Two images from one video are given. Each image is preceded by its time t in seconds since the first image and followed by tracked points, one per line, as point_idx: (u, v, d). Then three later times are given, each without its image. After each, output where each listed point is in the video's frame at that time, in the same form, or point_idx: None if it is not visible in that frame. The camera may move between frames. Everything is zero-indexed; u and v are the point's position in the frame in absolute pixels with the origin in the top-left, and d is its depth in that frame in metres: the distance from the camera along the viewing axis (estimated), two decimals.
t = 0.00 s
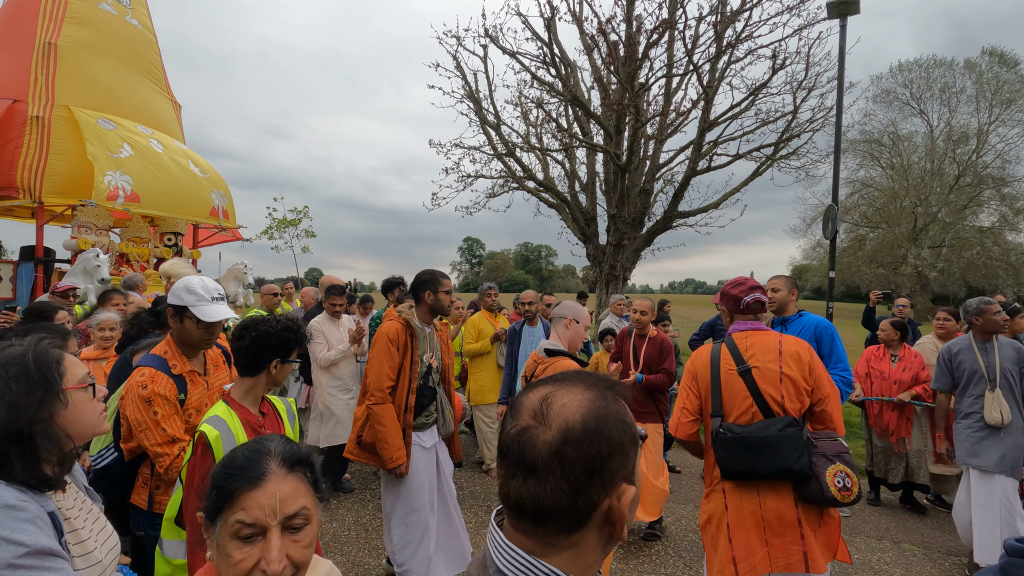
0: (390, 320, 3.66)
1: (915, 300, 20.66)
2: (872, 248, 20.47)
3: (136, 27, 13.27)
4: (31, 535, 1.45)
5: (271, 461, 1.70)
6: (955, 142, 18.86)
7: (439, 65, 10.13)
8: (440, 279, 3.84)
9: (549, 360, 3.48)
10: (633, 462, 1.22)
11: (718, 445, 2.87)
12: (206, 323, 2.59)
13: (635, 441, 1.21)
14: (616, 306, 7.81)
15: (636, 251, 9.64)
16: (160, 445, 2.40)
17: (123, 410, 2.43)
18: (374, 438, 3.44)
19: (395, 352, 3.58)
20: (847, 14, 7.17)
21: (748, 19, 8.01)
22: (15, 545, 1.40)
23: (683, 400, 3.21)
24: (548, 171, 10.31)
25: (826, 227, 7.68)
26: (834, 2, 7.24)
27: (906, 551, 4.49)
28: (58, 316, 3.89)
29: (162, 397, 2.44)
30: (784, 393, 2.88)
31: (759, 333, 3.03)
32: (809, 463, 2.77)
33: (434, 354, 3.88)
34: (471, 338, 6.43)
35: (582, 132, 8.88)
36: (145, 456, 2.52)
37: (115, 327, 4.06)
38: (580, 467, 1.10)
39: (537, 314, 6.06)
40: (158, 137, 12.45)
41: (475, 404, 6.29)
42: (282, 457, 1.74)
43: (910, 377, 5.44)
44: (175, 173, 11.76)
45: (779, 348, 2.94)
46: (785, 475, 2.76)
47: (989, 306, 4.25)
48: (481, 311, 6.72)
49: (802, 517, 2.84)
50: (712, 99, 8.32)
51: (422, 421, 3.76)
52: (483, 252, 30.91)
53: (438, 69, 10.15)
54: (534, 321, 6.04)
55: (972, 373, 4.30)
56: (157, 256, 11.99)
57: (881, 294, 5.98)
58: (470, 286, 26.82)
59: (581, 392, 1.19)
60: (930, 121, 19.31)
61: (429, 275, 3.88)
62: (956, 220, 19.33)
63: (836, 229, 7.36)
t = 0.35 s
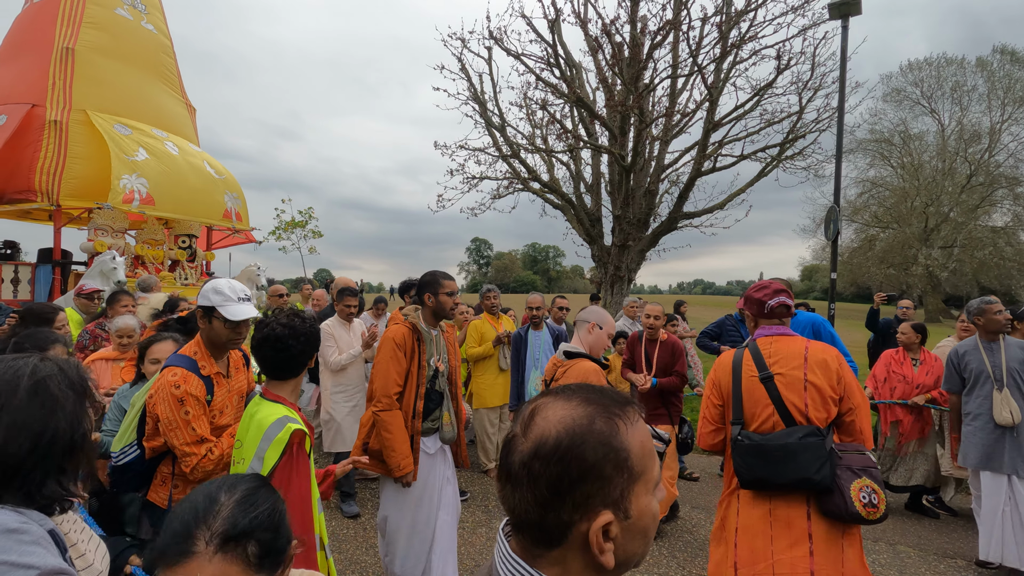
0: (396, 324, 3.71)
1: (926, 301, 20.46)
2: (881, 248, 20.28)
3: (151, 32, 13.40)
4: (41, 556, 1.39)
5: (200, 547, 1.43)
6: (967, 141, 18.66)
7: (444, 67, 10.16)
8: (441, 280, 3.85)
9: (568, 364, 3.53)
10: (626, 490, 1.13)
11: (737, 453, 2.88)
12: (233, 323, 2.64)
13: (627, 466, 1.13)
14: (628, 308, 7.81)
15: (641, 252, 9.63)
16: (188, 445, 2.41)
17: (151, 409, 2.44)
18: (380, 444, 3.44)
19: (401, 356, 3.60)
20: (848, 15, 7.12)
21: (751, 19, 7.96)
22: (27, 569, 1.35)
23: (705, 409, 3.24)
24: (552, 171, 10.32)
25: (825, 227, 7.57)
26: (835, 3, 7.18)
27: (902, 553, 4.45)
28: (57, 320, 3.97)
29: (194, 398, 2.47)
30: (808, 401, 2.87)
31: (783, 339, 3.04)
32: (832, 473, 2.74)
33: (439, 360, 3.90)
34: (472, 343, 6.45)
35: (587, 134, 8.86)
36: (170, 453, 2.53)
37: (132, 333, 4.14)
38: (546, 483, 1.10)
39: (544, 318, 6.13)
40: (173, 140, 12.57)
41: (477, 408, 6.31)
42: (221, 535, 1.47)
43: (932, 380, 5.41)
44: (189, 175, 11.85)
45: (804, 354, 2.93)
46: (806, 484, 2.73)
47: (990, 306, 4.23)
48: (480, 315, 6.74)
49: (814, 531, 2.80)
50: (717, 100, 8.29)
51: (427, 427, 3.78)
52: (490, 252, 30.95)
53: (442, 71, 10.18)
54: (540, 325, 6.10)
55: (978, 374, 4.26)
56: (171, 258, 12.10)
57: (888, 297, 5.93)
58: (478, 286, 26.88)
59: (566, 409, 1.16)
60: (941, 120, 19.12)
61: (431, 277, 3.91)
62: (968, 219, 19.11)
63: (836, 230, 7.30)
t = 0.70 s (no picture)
0: (422, 325, 3.72)
1: (933, 301, 20.31)
2: (888, 249, 20.16)
3: (166, 38, 13.51)
4: (61, 568, 1.44)
5: None
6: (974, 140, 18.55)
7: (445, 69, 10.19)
8: (458, 283, 3.93)
9: (582, 362, 3.60)
10: (561, 528, 1.08)
11: (744, 441, 2.93)
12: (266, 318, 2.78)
13: (558, 504, 1.08)
14: (635, 310, 7.83)
15: (643, 253, 9.62)
16: (236, 431, 2.52)
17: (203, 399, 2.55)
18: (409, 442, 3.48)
19: (429, 357, 3.63)
20: (841, 20, 7.10)
21: (751, 20, 7.96)
22: None
23: (724, 394, 3.23)
24: (554, 173, 10.35)
25: (819, 228, 7.46)
26: (828, 8, 7.17)
27: (890, 551, 4.47)
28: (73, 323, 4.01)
29: (241, 386, 2.60)
30: (819, 402, 2.88)
31: (804, 339, 3.05)
32: (835, 469, 2.75)
33: (459, 362, 3.96)
34: (478, 343, 6.38)
35: (589, 136, 8.86)
36: (222, 445, 2.60)
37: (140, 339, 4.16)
38: (471, 529, 1.09)
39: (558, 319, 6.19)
40: (188, 144, 12.70)
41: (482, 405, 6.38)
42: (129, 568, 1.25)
43: (938, 382, 5.38)
44: (203, 179, 11.96)
45: (821, 357, 2.94)
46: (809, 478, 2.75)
47: (999, 308, 4.20)
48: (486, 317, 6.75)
49: (805, 519, 2.82)
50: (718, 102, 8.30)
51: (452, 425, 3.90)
52: (495, 253, 31.00)
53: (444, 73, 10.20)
54: (553, 326, 6.18)
55: (987, 376, 4.26)
56: (184, 260, 12.21)
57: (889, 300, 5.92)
58: (483, 287, 26.90)
59: (490, 446, 1.13)
60: (948, 120, 19.00)
61: (449, 280, 3.99)
62: (976, 219, 18.97)
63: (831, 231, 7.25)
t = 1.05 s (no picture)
0: (439, 323, 3.79)
1: (937, 301, 20.20)
2: (891, 248, 20.11)
3: (173, 40, 13.58)
4: (52, 554, 1.46)
5: (136, 547, 1.52)
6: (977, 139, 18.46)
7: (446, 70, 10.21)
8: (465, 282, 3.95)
9: (593, 351, 3.63)
10: (504, 504, 1.10)
11: (737, 440, 3.01)
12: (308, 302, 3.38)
13: (500, 480, 1.10)
14: (641, 310, 7.86)
15: (642, 253, 9.65)
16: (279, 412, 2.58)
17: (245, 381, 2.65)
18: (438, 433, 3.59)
19: (450, 353, 3.72)
20: (831, 22, 7.10)
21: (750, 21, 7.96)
22: (40, 566, 1.42)
23: (717, 399, 3.29)
24: (554, 173, 10.36)
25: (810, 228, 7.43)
26: (818, 11, 7.17)
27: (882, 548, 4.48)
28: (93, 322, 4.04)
29: (283, 369, 2.68)
30: (801, 399, 2.89)
31: (785, 335, 3.05)
32: (820, 463, 2.79)
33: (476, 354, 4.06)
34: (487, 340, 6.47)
35: (588, 136, 8.86)
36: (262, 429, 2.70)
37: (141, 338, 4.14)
38: (419, 508, 1.12)
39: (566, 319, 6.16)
40: (195, 145, 12.79)
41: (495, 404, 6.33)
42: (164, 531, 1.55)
43: (939, 382, 5.40)
44: (209, 181, 12.03)
45: (800, 354, 2.93)
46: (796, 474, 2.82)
47: (1009, 306, 4.18)
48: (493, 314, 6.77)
49: (806, 508, 2.86)
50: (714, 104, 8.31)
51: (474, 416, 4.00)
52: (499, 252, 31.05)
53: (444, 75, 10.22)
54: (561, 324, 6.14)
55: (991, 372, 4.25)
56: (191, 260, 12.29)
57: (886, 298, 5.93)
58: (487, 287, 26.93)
59: (436, 430, 1.16)
60: (952, 119, 18.89)
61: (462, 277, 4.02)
62: (981, 218, 18.87)
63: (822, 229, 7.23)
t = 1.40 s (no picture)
0: (440, 323, 3.80)
1: (941, 301, 20.10)
2: (894, 248, 20.03)
3: (177, 39, 13.63)
4: (76, 545, 1.47)
5: (215, 500, 1.64)
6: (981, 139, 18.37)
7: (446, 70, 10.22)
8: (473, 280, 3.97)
9: (596, 355, 3.61)
10: (558, 492, 1.16)
11: (756, 441, 2.92)
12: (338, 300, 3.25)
13: (556, 469, 1.16)
14: (651, 308, 7.90)
15: (642, 252, 9.66)
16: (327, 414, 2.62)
17: (287, 382, 2.68)
18: (438, 434, 3.55)
19: (450, 352, 3.70)
20: (828, 22, 7.08)
21: (750, 20, 7.93)
22: (64, 556, 1.43)
23: (722, 396, 3.26)
24: (555, 173, 10.38)
25: (807, 228, 7.40)
26: (815, 10, 7.15)
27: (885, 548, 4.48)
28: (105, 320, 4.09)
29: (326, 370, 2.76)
30: (819, 396, 2.91)
31: (798, 334, 3.05)
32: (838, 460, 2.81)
33: (480, 356, 4.04)
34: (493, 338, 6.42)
35: (588, 136, 8.84)
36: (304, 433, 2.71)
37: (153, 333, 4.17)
38: (480, 492, 1.15)
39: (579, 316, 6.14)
40: (199, 144, 12.84)
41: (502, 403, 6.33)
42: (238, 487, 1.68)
43: (948, 385, 5.38)
44: (213, 179, 12.07)
45: (817, 351, 2.94)
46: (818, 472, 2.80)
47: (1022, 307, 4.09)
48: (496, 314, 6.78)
49: (827, 506, 2.87)
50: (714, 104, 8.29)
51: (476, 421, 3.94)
52: (502, 251, 31.06)
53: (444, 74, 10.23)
54: (574, 322, 6.14)
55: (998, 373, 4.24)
56: (195, 258, 12.33)
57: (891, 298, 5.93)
58: (489, 286, 26.93)
59: (499, 420, 1.21)
60: (956, 117, 18.80)
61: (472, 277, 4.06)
62: (985, 217, 18.77)
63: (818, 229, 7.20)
